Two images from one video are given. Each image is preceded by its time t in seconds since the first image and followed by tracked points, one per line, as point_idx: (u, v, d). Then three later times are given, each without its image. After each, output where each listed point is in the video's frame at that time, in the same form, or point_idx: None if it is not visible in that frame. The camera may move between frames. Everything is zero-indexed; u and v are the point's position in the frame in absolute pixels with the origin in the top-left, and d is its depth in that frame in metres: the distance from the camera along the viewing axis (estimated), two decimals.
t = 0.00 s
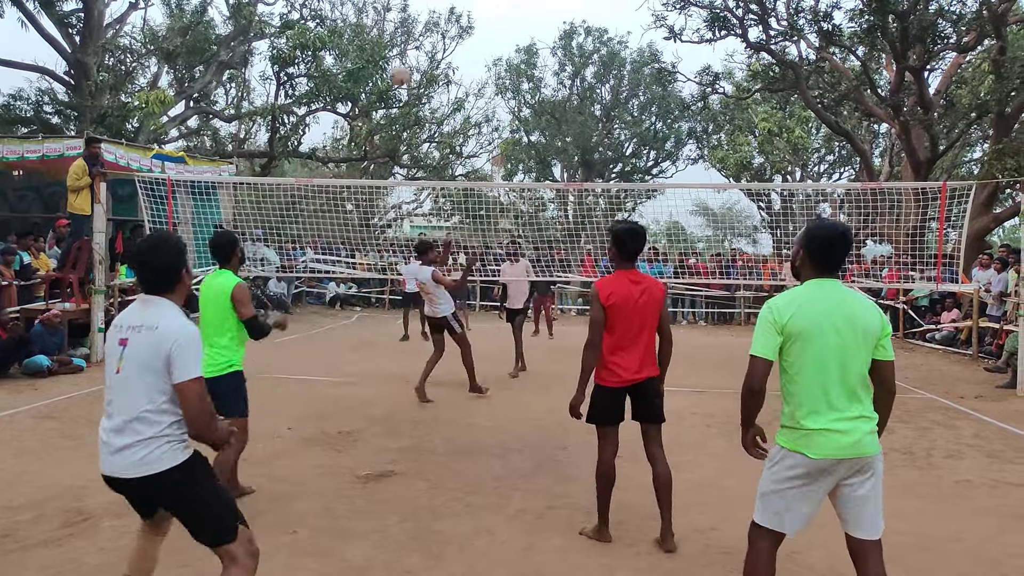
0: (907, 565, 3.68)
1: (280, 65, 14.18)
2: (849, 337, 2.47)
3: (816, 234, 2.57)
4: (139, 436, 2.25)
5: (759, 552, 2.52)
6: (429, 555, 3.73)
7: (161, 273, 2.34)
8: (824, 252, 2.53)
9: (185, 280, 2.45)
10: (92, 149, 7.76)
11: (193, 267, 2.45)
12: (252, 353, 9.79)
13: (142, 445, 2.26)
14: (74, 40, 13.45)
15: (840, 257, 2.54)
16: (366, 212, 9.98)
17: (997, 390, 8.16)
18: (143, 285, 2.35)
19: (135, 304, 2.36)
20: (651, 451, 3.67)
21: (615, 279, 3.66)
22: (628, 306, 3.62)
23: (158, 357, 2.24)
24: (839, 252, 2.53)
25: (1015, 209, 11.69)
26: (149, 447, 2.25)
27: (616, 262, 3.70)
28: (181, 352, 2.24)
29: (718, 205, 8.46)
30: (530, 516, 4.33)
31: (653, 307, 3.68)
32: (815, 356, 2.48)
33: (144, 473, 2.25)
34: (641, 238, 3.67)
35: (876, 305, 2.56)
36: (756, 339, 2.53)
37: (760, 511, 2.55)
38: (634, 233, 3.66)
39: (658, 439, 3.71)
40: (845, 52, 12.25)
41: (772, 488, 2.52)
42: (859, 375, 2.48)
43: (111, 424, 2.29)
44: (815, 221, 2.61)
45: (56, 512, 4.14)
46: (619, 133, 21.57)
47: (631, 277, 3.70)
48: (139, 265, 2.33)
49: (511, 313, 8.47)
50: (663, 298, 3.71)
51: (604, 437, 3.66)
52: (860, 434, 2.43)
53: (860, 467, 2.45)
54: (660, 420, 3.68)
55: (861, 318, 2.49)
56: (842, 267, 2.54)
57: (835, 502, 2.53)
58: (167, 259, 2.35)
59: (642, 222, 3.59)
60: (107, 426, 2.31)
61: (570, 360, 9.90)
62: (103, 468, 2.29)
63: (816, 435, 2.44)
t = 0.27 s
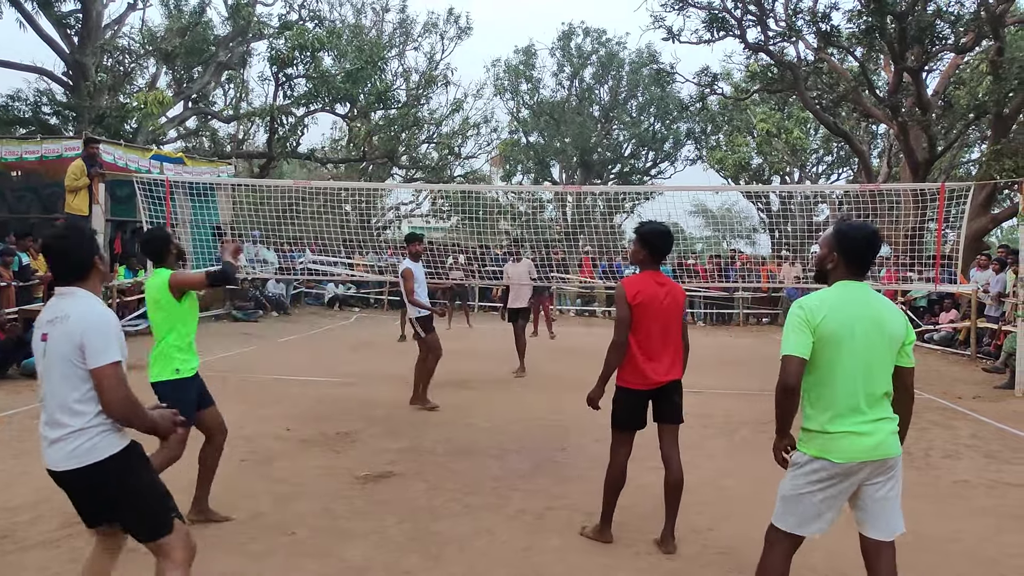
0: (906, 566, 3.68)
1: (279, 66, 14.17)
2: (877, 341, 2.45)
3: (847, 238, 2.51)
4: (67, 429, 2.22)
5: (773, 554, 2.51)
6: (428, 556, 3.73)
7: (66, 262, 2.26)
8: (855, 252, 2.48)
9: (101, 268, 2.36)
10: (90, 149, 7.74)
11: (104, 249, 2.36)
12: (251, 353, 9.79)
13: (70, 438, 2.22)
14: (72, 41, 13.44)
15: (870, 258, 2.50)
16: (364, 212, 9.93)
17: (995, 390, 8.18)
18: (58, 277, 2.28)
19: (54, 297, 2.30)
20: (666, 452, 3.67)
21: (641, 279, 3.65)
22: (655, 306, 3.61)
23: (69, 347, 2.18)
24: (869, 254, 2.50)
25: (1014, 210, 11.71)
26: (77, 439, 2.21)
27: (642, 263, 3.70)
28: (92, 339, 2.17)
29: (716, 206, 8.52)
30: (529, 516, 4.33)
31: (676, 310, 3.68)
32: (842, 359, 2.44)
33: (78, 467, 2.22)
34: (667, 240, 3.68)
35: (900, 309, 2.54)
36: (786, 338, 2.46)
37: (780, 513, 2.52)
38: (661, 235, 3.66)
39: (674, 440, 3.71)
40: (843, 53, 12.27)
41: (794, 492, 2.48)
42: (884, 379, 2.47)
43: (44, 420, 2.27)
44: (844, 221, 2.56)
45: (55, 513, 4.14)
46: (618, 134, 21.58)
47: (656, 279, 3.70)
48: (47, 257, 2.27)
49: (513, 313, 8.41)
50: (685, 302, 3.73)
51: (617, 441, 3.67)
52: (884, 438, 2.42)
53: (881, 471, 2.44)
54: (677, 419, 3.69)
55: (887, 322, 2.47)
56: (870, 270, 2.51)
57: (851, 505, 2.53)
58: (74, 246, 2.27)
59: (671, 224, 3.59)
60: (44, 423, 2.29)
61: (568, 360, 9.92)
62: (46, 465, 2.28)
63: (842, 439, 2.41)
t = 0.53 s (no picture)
0: (906, 566, 3.67)
1: (278, 67, 14.17)
2: (885, 343, 2.44)
3: (857, 238, 2.48)
4: (24, 415, 2.23)
5: (773, 555, 2.52)
6: (428, 556, 3.73)
7: (15, 243, 2.25)
8: (866, 253, 2.46)
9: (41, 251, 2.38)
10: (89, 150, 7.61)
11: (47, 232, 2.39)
12: (250, 354, 9.79)
13: (28, 424, 2.23)
14: (71, 42, 13.45)
15: (880, 259, 2.48)
16: (364, 213, 9.85)
17: (994, 390, 8.18)
18: None
19: None
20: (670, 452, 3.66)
21: (653, 279, 3.64)
22: (667, 306, 3.60)
23: (30, 327, 2.20)
24: (880, 255, 2.47)
25: (1013, 210, 11.71)
26: (37, 424, 2.23)
27: (654, 263, 3.69)
28: (61, 319, 2.22)
29: (715, 206, 8.60)
30: (528, 516, 4.33)
31: (688, 311, 3.68)
32: (850, 360, 2.43)
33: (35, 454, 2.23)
34: (679, 240, 3.68)
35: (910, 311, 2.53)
36: (794, 337, 2.45)
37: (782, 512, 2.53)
38: (673, 235, 3.66)
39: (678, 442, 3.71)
40: (842, 53, 12.28)
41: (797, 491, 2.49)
42: (891, 380, 2.45)
43: None
44: (855, 221, 2.53)
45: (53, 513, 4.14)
46: (617, 134, 21.59)
47: (668, 279, 3.70)
48: None
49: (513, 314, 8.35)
50: (696, 303, 3.73)
51: (621, 442, 3.67)
52: (890, 440, 2.41)
53: (886, 472, 2.44)
54: (682, 421, 3.68)
55: (897, 324, 2.45)
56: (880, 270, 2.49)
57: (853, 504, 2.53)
58: (22, 228, 2.27)
59: (684, 224, 3.59)
60: None
61: (567, 360, 9.92)
62: None
63: (847, 440, 2.40)
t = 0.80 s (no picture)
0: (905, 566, 3.68)
1: (277, 67, 14.18)
2: (880, 342, 2.44)
3: (853, 237, 2.48)
4: None
5: (770, 554, 2.53)
6: (427, 556, 3.73)
7: None
8: (860, 254, 2.46)
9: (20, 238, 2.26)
10: (88, 151, 7.66)
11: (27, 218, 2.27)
12: (250, 354, 9.79)
13: None
14: (70, 42, 13.45)
15: (875, 259, 2.48)
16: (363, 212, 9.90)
17: (993, 390, 8.19)
18: None
19: None
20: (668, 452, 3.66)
21: (651, 278, 3.64)
22: (665, 306, 3.61)
23: None
24: (875, 255, 2.47)
25: (1012, 211, 11.73)
26: None
27: (652, 262, 3.69)
28: (26, 314, 2.12)
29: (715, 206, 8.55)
30: (527, 516, 4.33)
31: (686, 310, 3.68)
32: (844, 359, 2.43)
33: None
34: (677, 239, 3.68)
35: (907, 310, 2.52)
36: (786, 336, 2.46)
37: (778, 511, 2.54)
38: (672, 235, 3.66)
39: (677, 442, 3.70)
40: (841, 53, 12.30)
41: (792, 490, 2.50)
42: (886, 379, 2.45)
43: None
44: (850, 221, 2.53)
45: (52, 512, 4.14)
46: (616, 135, 21.60)
47: (666, 278, 3.70)
48: None
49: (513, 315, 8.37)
50: (694, 302, 3.73)
51: (620, 442, 3.67)
52: (884, 439, 2.41)
53: (881, 471, 2.44)
54: (681, 420, 3.68)
55: (892, 324, 2.45)
56: (876, 271, 2.49)
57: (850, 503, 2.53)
58: None
59: (683, 223, 3.58)
60: None
61: (567, 360, 9.93)
62: None
63: (841, 439, 2.41)
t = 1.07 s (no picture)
0: (903, 566, 3.68)
1: (277, 66, 14.18)
2: (874, 341, 2.44)
3: (846, 238, 2.49)
4: None
5: (769, 554, 2.53)
6: (427, 556, 3.73)
7: None
8: (852, 253, 2.47)
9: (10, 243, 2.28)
10: (88, 149, 7.72)
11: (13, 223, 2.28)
12: (249, 353, 9.78)
13: None
14: (70, 41, 13.45)
15: (868, 259, 2.48)
16: (362, 212, 9.95)
17: (992, 390, 8.19)
18: None
19: None
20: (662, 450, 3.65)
21: (638, 278, 3.65)
22: (651, 305, 3.61)
23: None
24: (868, 255, 2.47)
25: (1011, 210, 11.74)
26: None
27: (640, 262, 3.70)
28: (19, 314, 2.13)
29: (715, 205, 8.54)
30: (527, 516, 4.33)
31: (674, 309, 3.68)
32: (839, 358, 2.44)
33: None
34: (665, 239, 3.68)
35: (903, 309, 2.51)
36: (779, 337, 2.48)
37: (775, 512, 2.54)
38: (659, 234, 3.66)
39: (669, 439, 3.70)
40: (841, 53, 12.30)
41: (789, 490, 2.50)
42: (882, 378, 2.45)
43: None
44: (843, 222, 2.54)
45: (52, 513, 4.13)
46: (616, 134, 21.60)
47: (654, 278, 3.70)
48: None
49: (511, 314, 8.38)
50: (683, 301, 3.72)
51: (614, 441, 3.66)
52: (881, 438, 2.41)
53: (879, 470, 2.43)
54: (672, 418, 3.68)
55: (887, 323, 2.45)
56: (870, 270, 2.49)
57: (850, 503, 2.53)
58: None
59: (669, 223, 3.59)
60: None
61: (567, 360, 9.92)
62: None
63: (837, 439, 2.41)
